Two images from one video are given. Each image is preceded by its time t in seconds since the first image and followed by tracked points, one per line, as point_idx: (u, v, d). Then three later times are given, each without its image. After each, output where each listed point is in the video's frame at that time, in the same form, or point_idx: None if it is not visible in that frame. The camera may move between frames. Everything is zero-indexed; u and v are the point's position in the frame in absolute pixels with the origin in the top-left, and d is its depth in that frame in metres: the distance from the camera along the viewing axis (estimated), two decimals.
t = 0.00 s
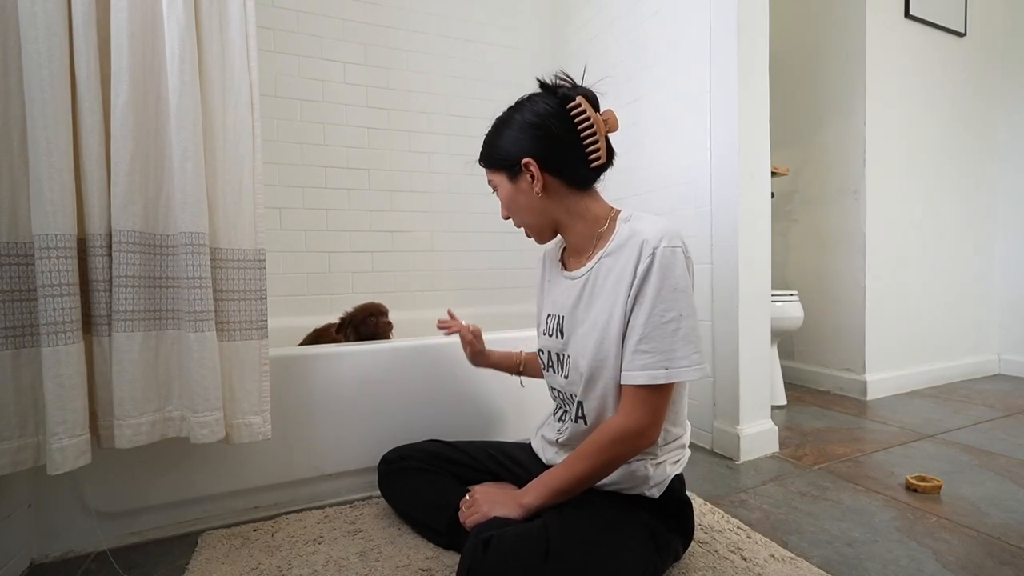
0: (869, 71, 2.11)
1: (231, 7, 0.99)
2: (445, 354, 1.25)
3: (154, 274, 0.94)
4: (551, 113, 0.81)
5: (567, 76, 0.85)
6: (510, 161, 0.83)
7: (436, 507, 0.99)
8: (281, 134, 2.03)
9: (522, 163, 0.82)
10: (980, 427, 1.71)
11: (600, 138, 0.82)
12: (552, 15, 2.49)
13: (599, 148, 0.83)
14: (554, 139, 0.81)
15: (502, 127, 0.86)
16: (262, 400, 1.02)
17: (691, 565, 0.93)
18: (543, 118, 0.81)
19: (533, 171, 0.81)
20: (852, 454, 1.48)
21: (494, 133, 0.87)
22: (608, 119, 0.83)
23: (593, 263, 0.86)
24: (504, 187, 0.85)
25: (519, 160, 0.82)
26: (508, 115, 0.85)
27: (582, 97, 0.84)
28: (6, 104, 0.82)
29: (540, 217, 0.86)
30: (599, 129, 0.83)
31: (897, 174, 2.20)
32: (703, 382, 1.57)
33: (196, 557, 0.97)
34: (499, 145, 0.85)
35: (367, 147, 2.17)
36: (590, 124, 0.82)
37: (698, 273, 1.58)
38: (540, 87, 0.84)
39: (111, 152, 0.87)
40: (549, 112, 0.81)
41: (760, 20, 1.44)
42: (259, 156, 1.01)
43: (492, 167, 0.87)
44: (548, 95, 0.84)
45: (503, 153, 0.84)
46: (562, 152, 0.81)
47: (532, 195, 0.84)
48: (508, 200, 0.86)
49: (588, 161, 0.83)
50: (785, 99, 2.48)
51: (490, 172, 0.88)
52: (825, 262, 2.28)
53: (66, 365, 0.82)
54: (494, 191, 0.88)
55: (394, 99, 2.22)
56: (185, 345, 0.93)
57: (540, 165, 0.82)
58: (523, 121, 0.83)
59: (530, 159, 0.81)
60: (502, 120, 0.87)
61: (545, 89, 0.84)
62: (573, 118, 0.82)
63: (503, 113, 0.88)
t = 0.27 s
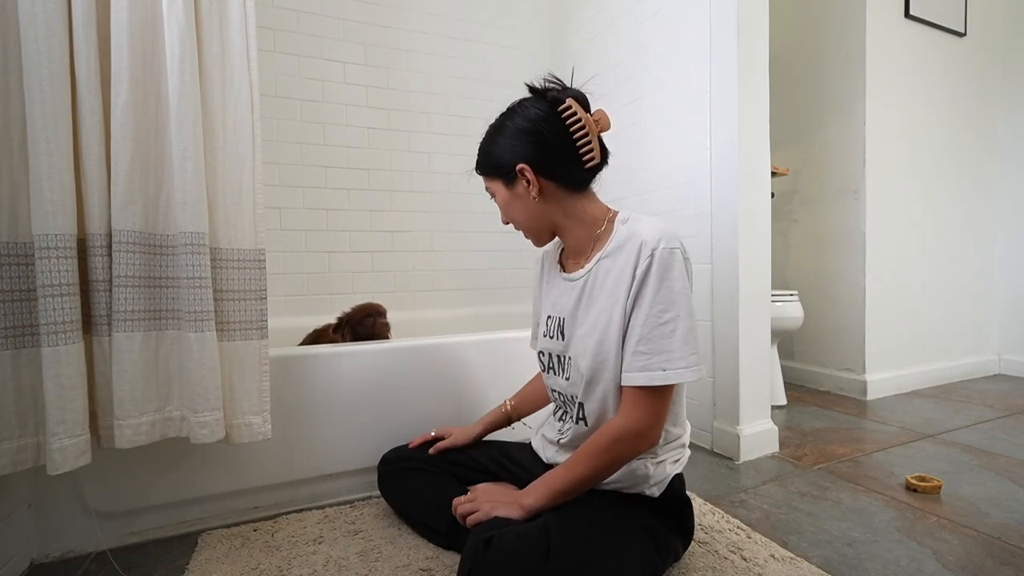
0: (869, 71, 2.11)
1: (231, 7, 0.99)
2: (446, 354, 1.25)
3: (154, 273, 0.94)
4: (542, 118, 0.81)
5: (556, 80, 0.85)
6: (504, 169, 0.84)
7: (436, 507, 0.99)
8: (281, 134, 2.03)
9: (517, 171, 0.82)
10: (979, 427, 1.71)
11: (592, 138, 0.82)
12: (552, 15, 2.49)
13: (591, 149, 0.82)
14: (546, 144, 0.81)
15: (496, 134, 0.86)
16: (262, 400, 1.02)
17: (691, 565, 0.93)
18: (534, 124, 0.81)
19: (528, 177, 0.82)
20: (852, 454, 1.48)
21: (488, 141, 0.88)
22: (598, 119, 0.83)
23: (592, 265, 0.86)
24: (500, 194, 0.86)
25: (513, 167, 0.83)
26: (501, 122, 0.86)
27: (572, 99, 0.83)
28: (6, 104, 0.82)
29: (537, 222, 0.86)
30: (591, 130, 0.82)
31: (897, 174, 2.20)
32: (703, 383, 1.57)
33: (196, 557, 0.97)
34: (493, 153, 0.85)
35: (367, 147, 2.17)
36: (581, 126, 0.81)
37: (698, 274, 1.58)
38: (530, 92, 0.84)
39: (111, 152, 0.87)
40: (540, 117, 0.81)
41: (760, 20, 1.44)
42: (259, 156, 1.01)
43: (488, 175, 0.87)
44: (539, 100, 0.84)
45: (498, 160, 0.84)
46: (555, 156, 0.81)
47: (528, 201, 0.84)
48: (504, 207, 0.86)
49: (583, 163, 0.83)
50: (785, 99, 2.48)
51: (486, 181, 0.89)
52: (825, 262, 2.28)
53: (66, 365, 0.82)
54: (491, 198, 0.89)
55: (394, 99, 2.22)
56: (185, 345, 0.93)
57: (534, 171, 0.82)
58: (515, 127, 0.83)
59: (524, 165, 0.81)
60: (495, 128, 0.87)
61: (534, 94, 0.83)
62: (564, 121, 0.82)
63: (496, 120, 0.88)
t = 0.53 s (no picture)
0: (869, 71, 2.11)
1: (231, 7, 0.99)
2: (446, 354, 1.25)
3: (154, 273, 0.94)
4: (542, 118, 0.81)
5: (555, 80, 0.84)
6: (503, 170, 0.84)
7: (436, 508, 0.99)
8: (281, 134, 2.03)
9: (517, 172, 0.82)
10: (979, 427, 1.71)
11: (590, 139, 0.82)
12: (552, 15, 2.49)
13: (588, 150, 0.82)
14: (546, 144, 0.81)
15: (495, 136, 0.86)
16: (262, 400, 1.02)
17: (691, 565, 0.93)
18: (534, 124, 0.81)
19: (528, 178, 0.82)
20: (852, 454, 1.48)
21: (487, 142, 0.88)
22: (597, 120, 0.83)
23: (592, 265, 0.86)
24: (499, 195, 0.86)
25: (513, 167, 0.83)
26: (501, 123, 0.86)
27: (572, 100, 0.83)
28: (6, 104, 0.82)
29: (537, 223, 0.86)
30: (590, 131, 0.82)
31: (897, 174, 2.20)
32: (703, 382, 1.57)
33: (196, 557, 0.97)
34: (492, 154, 0.85)
35: (367, 147, 2.17)
36: (580, 128, 0.81)
37: (698, 273, 1.58)
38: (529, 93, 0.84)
39: (111, 152, 0.87)
40: (540, 117, 0.81)
41: (760, 20, 1.44)
42: (259, 156, 1.01)
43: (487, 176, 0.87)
44: (538, 100, 0.84)
45: (497, 161, 0.84)
46: (555, 156, 0.81)
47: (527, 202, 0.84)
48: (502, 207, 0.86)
49: (582, 163, 0.83)
50: (785, 99, 2.48)
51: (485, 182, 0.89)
52: (825, 262, 2.28)
53: (66, 365, 0.82)
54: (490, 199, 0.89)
55: (394, 99, 2.22)
56: (185, 345, 0.93)
57: (534, 171, 0.82)
58: (513, 129, 0.83)
59: (524, 166, 0.81)
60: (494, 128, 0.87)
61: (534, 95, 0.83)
62: (563, 122, 0.82)
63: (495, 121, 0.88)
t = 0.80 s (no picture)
0: (869, 71, 2.11)
1: (231, 7, 0.99)
2: (446, 354, 1.25)
3: (153, 273, 0.94)
4: (557, 112, 0.82)
5: (570, 80, 0.86)
6: (513, 159, 0.83)
7: (436, 507, 0.99)
8: (281, 134, 2.03)
9: (530, 159, 0.81)
10: (979, 427, 1.71)
11: (604, 139, 0.83)
12: (552, 15, 2.49)
13: (601, 149, 0.83)
14: (560, 137, 0.81)
15: (505, 126, 0.86)
16: (262, 400, 1.02)
17: (691, 565, 0.93)
18: (550, 115, 0.82)
19: (541, 167, 0.81)
20: (852, 454, 1.48)
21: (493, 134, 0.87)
22: (609, 120, 0.85)
23: (592, 261, 0.86)
24: (507, 182, 0.84)
25: (523, 157, 0.82)
26: (512, 113, 0.85)
27: (587, 100, 0.85)
28: (6, 104, 0.82)
29: (542, 216, 0.86)
30: (603, 131, 0.84)
31: (897, 174, 2.20)
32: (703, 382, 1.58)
33: (196, 558, 0.97)
34: (501, 144, 0.84)
35: (367, 147, 2.17)
36: (594, 126, 0.83)
37: (698, 273, 1.58)
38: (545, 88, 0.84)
39: (111, 152, 0.87)
40: (555, 110, 0.82)
41: (760, 20, 1.45)
42: (259, 156, 1.01)
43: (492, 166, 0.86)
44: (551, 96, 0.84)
45: (506, 149, 0.83)
46: (567, 150, 0.82)
47: (536, 192, 0.84)
48: (510, 195, 0.84)
49: (591, 161, 0.84)
50: (785, 99, 2.48)
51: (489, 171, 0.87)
52: (825, 262, 2.28)
53: (66, 365, 0.82)
54: (495, 188, 0.87)
55: (394, 98, 2.22)
56: (185, 345, 0.93)
57: (547, 161, 0.82)
58: (527, 118, 0.83)
59: (537, 156, 0.81)
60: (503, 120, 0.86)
61: (549, 90, 0.84)
62: (577, 119, 0.83)
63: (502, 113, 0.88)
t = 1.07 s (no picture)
0: (869, 71, 2.11)
1: (231, 7, 0.99)
2: (447, 354, 1.25)
3: (154, 274, 0.94)
4: (567, 110, 0.82)
5: (583, 79, 0.86)
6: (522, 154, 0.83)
7: (436, 507, 0.99)
8: (281, 134, 2.03)
9: (540, 156, 0.82)
10: (979, 427, 1.71)
11: (614, 142, 0.84)
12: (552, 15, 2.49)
13: (611, 152, 0.84)
14: (571, 135, 0.81)
15: (514, 121, 0.85)
16: (262, 400, 1.02)
17: (691, 565, 0.93)
18: (561, 113, 0.82)
19: (549, 166, 0.82)
20: (852, 454, 1.48)
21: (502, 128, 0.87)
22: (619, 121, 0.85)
23: (597, 262, 0.86)
24: (514, 177, 0.84)
25: (533, 154, 0.82)
26: (522, 107, 0.85)
27: (600, 100, 0.85)
28: (6, 104, 0.82)
29: (548, 213, 0.86)
30: (614, 134, 0.84)
31: (897, 174, 2.20)
32: (703, 382, 1.58)
33: (196, 557, 0.97)
34: (509, 139, 0.84)
35: (367, 147, 2.17)
36: (603, 128, 0.83)
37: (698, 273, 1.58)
38: (557, 85, 0.84)
39: (111, 152, 0.87)
40: (566, 109, 0.82)
41: (760, 20, 1.45)
42: (259, 156, 1.01)
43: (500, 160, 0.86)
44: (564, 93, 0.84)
45: (515, 144, 0.83)
46: (575, 150, 0.82)
47: (543, 189, 0.84)
48: (517, 191, 0.85)
49: (601, 162, 0.84)
50: (785, 99, 2.48)
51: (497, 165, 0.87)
52: (825, 262, 2.28)
53: (66, 365, 0.82)
54: (501, 183, 0.87)
55: (394, 98, 2.22)
56: (185, 345, 0.93)
57: (556, 160, 0.82)
58: (538, 114, 0.83)
59: (546, 153, 0.81)
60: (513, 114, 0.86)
61: (562, 87, 0.84)
62: (589, 119, 0.83)
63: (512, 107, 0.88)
